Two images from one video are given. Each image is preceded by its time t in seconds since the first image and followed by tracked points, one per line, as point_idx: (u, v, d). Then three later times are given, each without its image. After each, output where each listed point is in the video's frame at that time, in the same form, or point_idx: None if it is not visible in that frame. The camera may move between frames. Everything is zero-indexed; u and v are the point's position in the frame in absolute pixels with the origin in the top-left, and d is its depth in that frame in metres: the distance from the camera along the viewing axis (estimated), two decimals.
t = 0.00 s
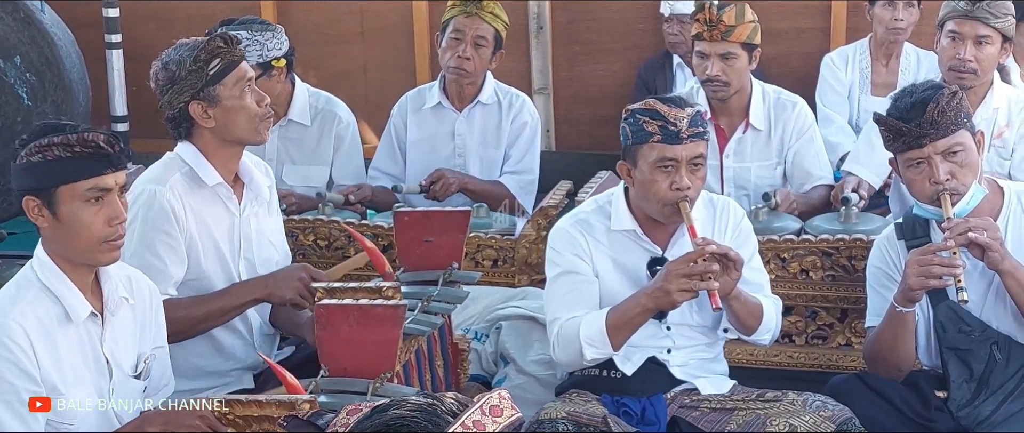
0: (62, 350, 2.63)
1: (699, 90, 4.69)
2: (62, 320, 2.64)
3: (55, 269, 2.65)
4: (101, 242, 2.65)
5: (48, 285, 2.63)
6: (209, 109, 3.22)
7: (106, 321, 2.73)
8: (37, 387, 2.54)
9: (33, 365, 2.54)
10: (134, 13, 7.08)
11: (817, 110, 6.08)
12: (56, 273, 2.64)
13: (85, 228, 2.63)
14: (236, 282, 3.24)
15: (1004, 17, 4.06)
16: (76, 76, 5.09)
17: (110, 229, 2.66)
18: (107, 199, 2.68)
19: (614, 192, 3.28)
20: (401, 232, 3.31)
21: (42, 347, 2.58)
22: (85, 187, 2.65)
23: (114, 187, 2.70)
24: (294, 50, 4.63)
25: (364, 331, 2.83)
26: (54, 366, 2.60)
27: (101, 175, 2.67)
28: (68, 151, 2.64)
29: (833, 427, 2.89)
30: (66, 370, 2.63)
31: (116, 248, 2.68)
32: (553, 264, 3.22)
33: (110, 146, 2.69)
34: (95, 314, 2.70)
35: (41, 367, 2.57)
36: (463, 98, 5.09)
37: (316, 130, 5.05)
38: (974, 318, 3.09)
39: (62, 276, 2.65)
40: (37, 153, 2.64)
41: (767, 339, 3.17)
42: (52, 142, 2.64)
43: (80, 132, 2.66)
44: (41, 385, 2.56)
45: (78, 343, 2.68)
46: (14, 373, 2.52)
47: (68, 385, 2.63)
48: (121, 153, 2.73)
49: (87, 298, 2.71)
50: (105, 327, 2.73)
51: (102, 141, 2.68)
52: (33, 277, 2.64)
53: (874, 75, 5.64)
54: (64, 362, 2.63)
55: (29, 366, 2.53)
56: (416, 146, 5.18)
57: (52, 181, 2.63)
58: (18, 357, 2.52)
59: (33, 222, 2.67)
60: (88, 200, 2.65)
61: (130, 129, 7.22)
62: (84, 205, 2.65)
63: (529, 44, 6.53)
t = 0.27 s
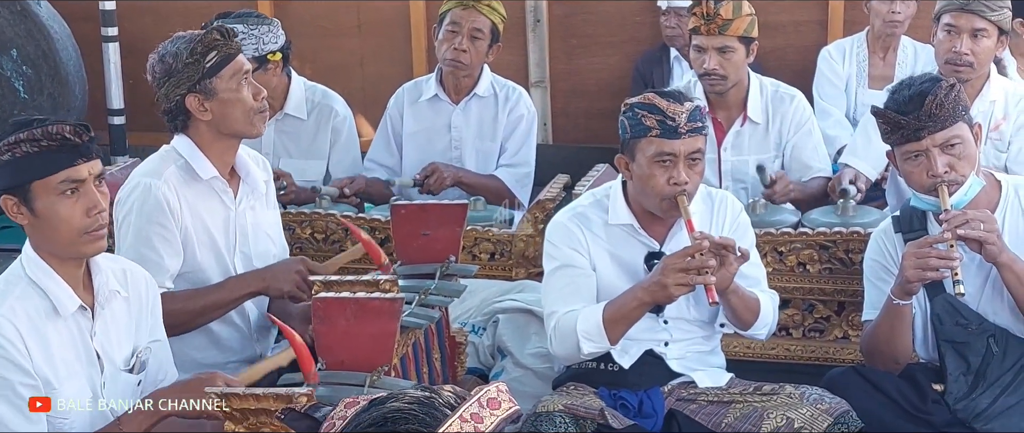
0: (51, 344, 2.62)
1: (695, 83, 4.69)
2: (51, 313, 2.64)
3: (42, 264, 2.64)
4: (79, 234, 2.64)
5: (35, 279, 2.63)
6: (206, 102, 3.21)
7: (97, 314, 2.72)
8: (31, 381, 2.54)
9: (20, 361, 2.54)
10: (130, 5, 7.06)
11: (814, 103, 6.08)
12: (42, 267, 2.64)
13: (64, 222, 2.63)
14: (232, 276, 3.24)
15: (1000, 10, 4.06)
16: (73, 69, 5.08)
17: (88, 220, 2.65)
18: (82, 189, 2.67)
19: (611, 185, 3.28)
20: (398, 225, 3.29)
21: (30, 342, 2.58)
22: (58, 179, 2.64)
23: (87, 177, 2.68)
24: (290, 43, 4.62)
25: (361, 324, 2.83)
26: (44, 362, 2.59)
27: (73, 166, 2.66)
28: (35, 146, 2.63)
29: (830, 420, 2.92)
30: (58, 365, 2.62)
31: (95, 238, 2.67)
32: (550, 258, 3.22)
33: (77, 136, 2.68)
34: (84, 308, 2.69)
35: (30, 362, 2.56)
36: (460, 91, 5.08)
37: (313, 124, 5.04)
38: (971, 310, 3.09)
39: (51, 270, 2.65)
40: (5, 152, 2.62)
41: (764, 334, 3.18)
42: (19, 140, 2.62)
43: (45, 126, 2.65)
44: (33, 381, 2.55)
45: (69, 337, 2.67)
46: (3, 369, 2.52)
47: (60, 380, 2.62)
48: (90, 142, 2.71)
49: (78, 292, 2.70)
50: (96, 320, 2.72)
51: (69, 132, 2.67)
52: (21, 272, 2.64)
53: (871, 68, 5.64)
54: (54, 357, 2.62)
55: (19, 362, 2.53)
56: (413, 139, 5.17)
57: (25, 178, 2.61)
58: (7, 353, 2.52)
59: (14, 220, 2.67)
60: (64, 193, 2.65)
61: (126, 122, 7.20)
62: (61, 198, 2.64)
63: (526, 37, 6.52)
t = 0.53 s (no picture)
0: (49, 338, 2.61)
1: (693, 75, 4.67)
2: (48, 307, 2.63)
3: (38, 258, 2.63)
4: (76, 225, 2.63)
5: (32, 273, 2.62)
6: (204, 94, 3.20)
7: (95, 306, 2.72)
8: (24, 378, 2.53)
9: (20, 357, 2.53)
10: None
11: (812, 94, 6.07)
12: (39, 260, 2.63)
13: (59, 215, 2.62)
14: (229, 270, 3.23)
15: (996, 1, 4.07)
16: (70, 60, 5.06)
17: (81, 211, 2.65)
18: (74, 181, 2.66)
19: (606, 179, 3.28)
20: (396, 216, 3.29)
21: (29, 336, 2.57)
22: (49, 173, 2.63)
23: (78, 169, 2.67)
24: (288, 34, 4.61)
25: (359, 316, 2.84)
26: (42, 356, 2.58)
27: (62, 158, 2.64)
28: (23, 140, 2.61)
29: (827, 411, 2.92)
30: (56, 358, 2.61)
31: (93, 228, 2.66)
32: (544, 254, 3.22)
33: (65, 127, 2.66)
34: (83, 300, 2.69)
35: (29, 358, 2.55)
36: (457, 83, 5.07)
37: (310, 115, 5.03)
38: (969, 302, 3.09)
39: (47, 264, 2.64)
40: None
41: (760, 325, 3.18)
42: (6, 135, 2.61)
43: (31, 119, 2.63)
44: (28, 377, 2.54)
45: (67, 329, 2.66)
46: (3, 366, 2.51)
47: (58, 374, 2.61)
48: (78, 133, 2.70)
49: (75, 284, 2.70)
50: (94, 312, 2.71)
51: (56, 124, 2.65)
52: (18, 266, 2.63)
53: (869, 60, 5.63)
54: (53, 350, 2.61)
55: (16, 359, 2.52)
56: (410, 131, 5.16)
57: (16, 173, 2.60)
58: (5, 349, 2.50)
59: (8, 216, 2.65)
60: (56, 187, 2.63)
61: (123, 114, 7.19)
62: (54, 191, 2.63)
63: (524, 28, 6.51)
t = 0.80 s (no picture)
0: (46, 329, 2.60)
1: (690, 66, 4.65)
2: (44, 298, 2.63)
3: (33, 250, 2.62)
4: (69, 216, 2.62)
5: (28, 264, 2.61)
6: (202, 85, 3.19)
7: (91, 297, 2.72)
8: (26, 365, 2.53)
9: (17, 347, 2.52)
10: None
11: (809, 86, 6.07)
12: (35, 252, 2.62)
13: (52, 205, 2.61)
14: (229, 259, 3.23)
15: None
16: (67, 51, 5.05)
17: (75, 201, 2.64)
18: (66, 171, 2.65)
19: (598, 173, 3.27)
20: (393, 207, 3.29)
21: (27, 327, 2.56)
22: (41, 163, 2.61)
23: (71, 159, 2.66)
24: (285, 26, 4.61)
25: (357, 307, 2.83)
26: (39, 347, 2.58)
27: (53, 148, 2.63)
28: (13, 132, 2.60)
29: (825, 402, 2.92)
30: (53, 349, 2.61)
31: (86, 218, 2.65)
32: (538, 249, 3.21)
33: (56, 116, 2.64)
34: (78, 291, 2.69)
35: (26, 348, 2.54)
36: (455, 74, 5.06)
37: (308, 106, 5.02)
38: (967, 294, 3.10)
39: (43, 255, 2.63)
40: None
41: (751, 316, 3.17)
42: None
43: (21, 111, 2.61)
44: (30, 364, 2.54)
45: (63, 320, 2.66)
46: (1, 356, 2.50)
47: (55, 364, 2.60)
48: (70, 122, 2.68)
49: (70, 275, 2.70)
50: (90, 303, 2.71)
51: (47, 114, 2.63)
52: (13, 258, 2.62)
53: (866, 51, 5.63)
54: (49, 341, 2.60)
55: (13, 348, 2.51)
56: (407, 122, 5.16)
57: (8, 165, 2.58)
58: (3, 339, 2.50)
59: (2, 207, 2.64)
60: (49, 177, 2.62)
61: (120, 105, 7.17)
62: (47, 182, 2.62)
63: (522, 20, 6.50)
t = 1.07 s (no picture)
0: (47, 319, 2.60)
1: (688, 58, 4.67)
2: (46, 288, 2.62)
3: (37, 240, 2.62)
4: (75, 205, 2.62)
5: (30, 254, 2.61)
6: (201, 76, 3.18)
7: (93, 287, 2.71)
8: (20, 359, 2.52)
9: (18, 337, 2.51)
10: None
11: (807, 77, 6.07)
12: (38, 243, 2.62)
13: (58, 197, 2.60)
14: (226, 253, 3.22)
15: None
16: (65, 42, 5.04)
17: (81, 191, 2.63)
18: (72, 161, 2.65)
19: (593, 167, 3.27)
20: (392, 199, 3.31)
21: (28, 318, 2.56)
22: (47, 154, 2.61)
23: (77, 149, 2.67)
24: (282, 17, 4.60)
25: (356, 299, 2.84)
26: (40, 337, 2.57)
27: (59, 138, 2.63)
28: (19, 123, 2.59)
29: (823, 393, 2.94)
30: (53, 339, 2.60)
31: (91, 208, 2.65)
32: (534, 244, 3.22)
33: (61, 107, 2.64)
34: (79, 281, 2.68)
35: (28, 339, 2.54)
36: (452, 66, 5.05)
37: (305, 97, 5.02)
38: (965, 284, 3.10)
39: (45, 247, 2.63)
40: None
41: (748, 307, 3.17)
42: (3, 118, 2.58)
43: (27, 101, 2.60)
44: (25, 357, 2.53)
45: (64, 310, 2.66)
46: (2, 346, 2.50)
47: (55, 354, 2.60)
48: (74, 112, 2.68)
49: (72, 265, 2.70)
50: (91, 293, 2.71)
51: (53, 106, 2.63)
52: (14, 248, 2.62)
53: (864, 43, 5.63)
54: (50, 332, 2.60)
55: (14, 338, 2.51)
56: (405, 114, 5.15)
57: (12, 157, 2.57)
58: (3, 330, 2.49)
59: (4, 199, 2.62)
60: (54, 168, 2.62)
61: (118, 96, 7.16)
62: (54, 172, 2.62)
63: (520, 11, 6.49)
